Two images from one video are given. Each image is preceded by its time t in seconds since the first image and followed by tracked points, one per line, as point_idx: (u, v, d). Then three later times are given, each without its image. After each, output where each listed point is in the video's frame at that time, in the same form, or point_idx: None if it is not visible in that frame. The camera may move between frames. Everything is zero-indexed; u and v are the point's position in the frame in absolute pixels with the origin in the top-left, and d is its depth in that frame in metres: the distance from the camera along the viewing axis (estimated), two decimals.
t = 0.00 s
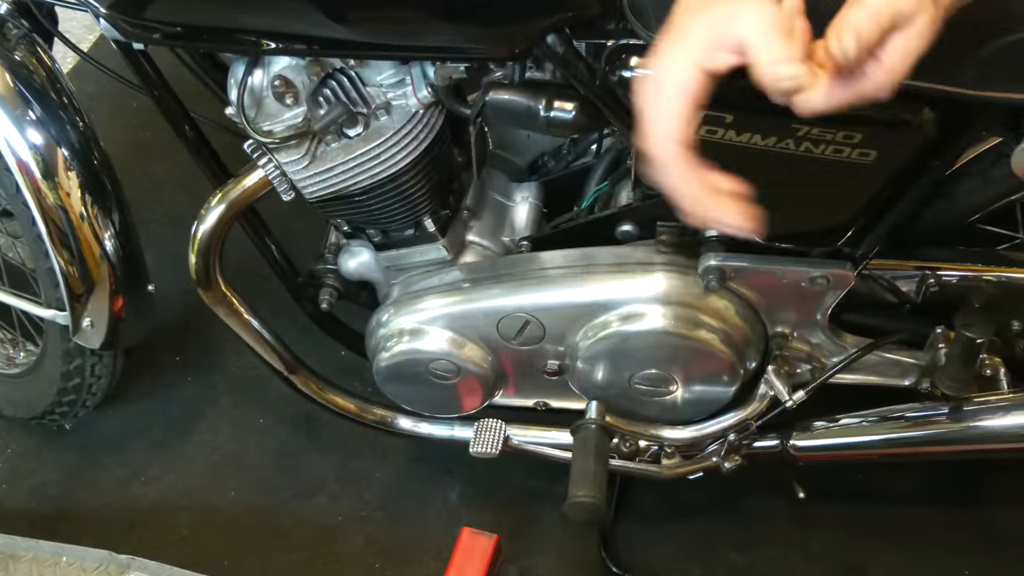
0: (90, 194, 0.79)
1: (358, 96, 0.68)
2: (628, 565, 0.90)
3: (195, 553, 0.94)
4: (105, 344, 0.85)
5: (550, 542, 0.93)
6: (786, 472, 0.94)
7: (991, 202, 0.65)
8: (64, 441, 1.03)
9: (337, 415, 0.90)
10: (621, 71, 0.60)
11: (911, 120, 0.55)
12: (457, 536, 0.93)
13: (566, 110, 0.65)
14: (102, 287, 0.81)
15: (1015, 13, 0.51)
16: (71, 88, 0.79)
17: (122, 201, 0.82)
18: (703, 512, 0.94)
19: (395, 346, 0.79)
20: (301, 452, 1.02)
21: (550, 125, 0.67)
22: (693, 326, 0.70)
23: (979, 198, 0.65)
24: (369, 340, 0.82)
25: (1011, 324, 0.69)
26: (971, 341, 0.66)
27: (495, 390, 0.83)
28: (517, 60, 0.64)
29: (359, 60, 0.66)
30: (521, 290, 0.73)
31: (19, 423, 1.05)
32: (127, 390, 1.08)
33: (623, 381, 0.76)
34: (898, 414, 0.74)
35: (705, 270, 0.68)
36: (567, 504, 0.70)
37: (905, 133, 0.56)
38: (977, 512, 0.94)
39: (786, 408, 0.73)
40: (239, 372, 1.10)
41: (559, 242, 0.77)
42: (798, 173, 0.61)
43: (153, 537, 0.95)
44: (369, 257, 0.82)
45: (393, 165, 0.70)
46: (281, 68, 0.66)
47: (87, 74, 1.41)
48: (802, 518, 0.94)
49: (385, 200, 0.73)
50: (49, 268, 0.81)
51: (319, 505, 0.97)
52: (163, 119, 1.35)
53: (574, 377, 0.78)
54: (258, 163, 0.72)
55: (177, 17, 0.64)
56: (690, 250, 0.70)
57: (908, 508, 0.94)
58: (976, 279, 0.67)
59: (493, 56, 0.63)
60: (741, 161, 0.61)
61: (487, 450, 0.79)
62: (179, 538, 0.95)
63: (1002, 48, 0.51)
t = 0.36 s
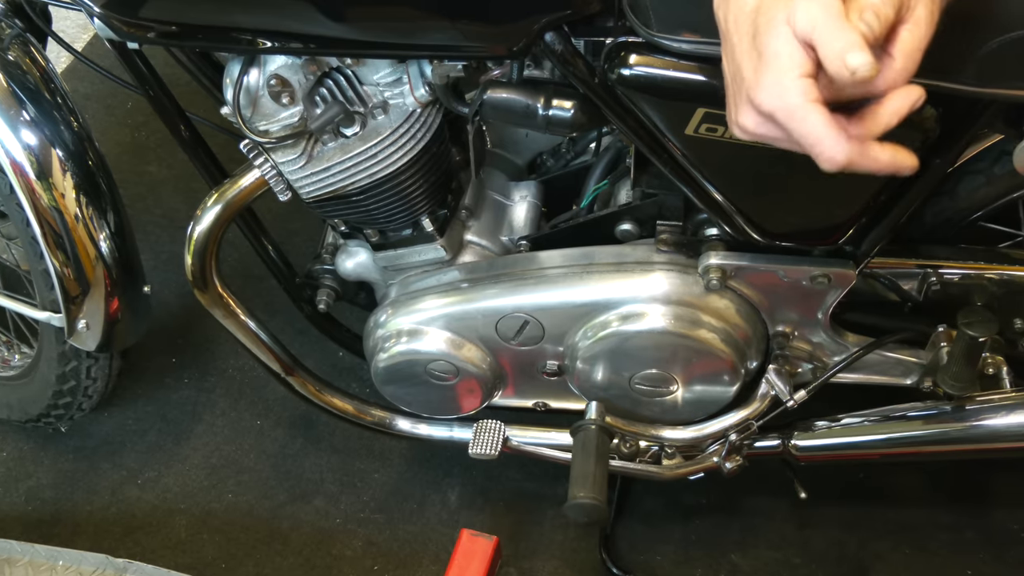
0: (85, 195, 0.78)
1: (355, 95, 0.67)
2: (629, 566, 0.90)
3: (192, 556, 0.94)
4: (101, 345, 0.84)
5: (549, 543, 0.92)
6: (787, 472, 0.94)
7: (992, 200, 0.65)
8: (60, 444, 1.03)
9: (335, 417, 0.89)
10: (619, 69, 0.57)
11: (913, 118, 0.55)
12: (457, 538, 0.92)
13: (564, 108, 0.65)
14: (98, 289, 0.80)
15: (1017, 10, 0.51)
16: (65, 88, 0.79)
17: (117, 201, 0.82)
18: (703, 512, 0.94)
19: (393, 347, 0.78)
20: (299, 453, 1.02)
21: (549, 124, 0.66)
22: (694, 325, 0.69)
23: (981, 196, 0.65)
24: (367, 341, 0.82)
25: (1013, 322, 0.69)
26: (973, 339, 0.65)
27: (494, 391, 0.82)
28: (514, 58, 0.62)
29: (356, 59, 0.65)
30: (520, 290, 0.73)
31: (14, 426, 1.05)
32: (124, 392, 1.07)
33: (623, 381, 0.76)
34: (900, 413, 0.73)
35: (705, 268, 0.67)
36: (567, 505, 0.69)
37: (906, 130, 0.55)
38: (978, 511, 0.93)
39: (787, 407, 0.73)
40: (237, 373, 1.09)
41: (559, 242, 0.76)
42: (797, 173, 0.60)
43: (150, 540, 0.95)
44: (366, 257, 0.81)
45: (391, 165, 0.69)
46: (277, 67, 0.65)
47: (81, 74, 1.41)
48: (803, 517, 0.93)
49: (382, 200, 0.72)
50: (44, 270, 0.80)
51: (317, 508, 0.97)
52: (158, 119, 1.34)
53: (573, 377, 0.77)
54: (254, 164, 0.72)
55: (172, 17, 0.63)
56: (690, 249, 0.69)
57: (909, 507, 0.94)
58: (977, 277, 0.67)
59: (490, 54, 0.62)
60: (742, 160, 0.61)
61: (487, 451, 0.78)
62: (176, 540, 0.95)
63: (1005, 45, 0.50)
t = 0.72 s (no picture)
0: (79, 191, 0.77)
1: (350, 90, 0.66)
2: (627, 564, 0.89)
3: (187, 554, 0.93)
4: (95, 342, 0.84)
5: (547, 542, 0.92)
6: (786, 471, 0.94)
7: (992, 197, 0.64)
8: (55, 441, 1.02)
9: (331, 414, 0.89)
10: (616, 64, 0.57)
11: (912, 113, 0.54)
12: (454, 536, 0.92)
13: (560, 103, 0.65)
14: (91, 285, 0.80)
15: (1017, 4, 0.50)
16: (58, 83, 0.78)
17: (110, 197, 0.81)
18: (701, 511, 0.93)
19: (389, 344, 0.78)
20: (296, 452, 1.01)
21: (545, 120, 0.66)
22: (691, 322, 0.69)
23: (980, 192, 0.64)
24: (363, 338, 0.81)
25: (1013, 319, 0.68)
26: (973, 337, 0.64)
27: (491, 389, 0.82)
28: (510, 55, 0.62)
29: (350, 54, 0.65)
30: (516, 287, 0.72)
31: (9, 424, 1.04)
32: (119, 390, 1.07)
33: (620, 379, 0.75)
34: (899, 411, 0.73)
35: (702, 265, 0.66)
36: (564, 504, 0.69)
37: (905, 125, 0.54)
38: (977, 509, 0.93)
39: (786, 405, 0.72)
40: (233, 371, 1.09)
41: (556, 239, 0.76)
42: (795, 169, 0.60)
43: (146, 539, 0.94)
44: (362, 254, 0.81)
45: (386, 161, 0.69)
46: (272, 63, 0.65)
47: (77, 70, 1.40)
48: (802, 515, 0.93)
49: (378, 196, 0.71)
50: (37, 267, 0.80)
51: (313, 506, 0.96)
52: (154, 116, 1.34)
53: (569, 374, 0.77)
54: (248, 159, 0.71)
55: (165, 12, 0.63)
56: (688, 245, 0.69)
57: (908, 505, 0.93)
58: (977, 274, 0.66)
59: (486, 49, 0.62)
60: (738, 156, 0.60)
61: (484, 449, 0.77)
62: (172, 538, 0.94)
63: (1004, 39, 0.50)
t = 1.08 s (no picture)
0: (79, 196, 0.78)
1: (348, 92, 0.66)
2: (628, 564, 0.89)
3: (189, 558, 0.93)
4: (96, 346, 0.84)
5: (548, 542, 0.92)
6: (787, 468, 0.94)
7: (988, 192, 0.65)
8: (56, 446, 1.02)
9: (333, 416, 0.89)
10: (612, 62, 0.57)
11: (907, 109, 0.55)
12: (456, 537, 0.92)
13: (558, 103, 0.65)
14: (92, 289, 0.80)
15: None
16: (59, 88, 0.78)
17: (111, 201, 0.82)
18: (703, 510, 0.93)
19: (389, 346, 0.78)
20: (297, 455, 1.01)
21: (543, 119, 0.66)
22: (690, 320, 0.69)
23: (977, 187, 0.64)
24: (363, 339, 0.81)
25: (1011, 314, 0.69)
26: (970, 331, 0.65)
27: (491, 389, 0.82)
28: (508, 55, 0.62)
29: (349, 56, 0.65)
30: (516, 287, 0.73)
31: (10, 430, 1.04)
32: (120, 395, 1.07)
33: (620, 378, 0.76)
34: (899, 406, 0.73)
35: (701, 262, 0.67)
36: (564, 501, 0.69)
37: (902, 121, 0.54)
38: (978, 505, 0.93)
39: (786, 402, 0.73)
40: (233, 375, 1.09)
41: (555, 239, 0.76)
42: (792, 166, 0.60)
43: (147, 543, 0.94)
44: (362, 255, 0.81)
45: (385, 162, 0.69)
46: (271, 65, 0.65)
47: (76, 75, 1.41)
48: (803, 513, 0.93)
49: (377, 197, 0.72)
50: (38, 271, 0.80)
51: (314, 509, 0.97)
52: (155, 120, 1.34)
53: (569, 374, 0.77)
54: (248, 162, 0.71)
55: (164, 15, 0.63)
56: (685, 243, 0.69)
57: (909, 502, 0.93)
58: (974, 269, 0.66)
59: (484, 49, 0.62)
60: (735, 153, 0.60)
61: (485, 449, 0.77)
62: (173, 543, 0.94)
63: (997, 35, 0.50)
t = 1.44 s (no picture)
0: (84, 204, 0.78)
1: (354, 99, 0.67)
2: (631, 568, 0.90)
3: (190, 566, 0.93)
4: (100, 354, 0.84)
5: (551, 547, 0.92)
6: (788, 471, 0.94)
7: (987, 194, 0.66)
8: (57, 456, 1.02)
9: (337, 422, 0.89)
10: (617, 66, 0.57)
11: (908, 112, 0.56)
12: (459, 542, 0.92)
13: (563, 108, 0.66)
14: (97, 297, 0.80)
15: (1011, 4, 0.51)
16: (62, 95, 0.79)
17: (114, 209, 0.82)
18: (704, 513, 0.93)
19: (394, 351, 0.78)
20: (298, 462, 1.01)
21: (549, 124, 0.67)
22: (694, 322, 0.70)
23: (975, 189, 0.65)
24: (368, 345, 0.82)
25: (1010, 315, 0.70)
26: (970, 330, 0.66)
27: (494, 394, 0.82)
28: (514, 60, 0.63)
29: (355, 62, 0.66)
30: (520, 291, 0.73)
31: (10, 440, 1.04)
32: (120, 404, 1.07)
33: (624, 381, 0.76)
34: (899, 407, 0.74)
35: (705, 265, 0.67)
36: (571, 503, 0.69)
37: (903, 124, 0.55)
38: (978, 506, 0.94)
39: (789, 404, 0.73)
40: (233, 384, 1.09)
41: (558, 243, 0.77)
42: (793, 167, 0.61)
43: (149, 552, 0.94)
44: (366, 261, 0.81)
45: (391, 167, 0.70)
46: (278, 71, 0.66)
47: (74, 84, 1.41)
48: (804, 516, 0.93)
49: (382, 203, 0.72)
50: (43, 279, 0.80)
51: (316, 516, 0.96)
52: (160, 129, 1.35)
53: (574, 377, 0.78)
54: (255, 168, 0.71)
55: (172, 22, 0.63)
56: (687, 246, 0.70)
57: (910, 504, 0.94)
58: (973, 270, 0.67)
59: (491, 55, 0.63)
60: (738, 155, 0.61)
61: (492, 452, 0.78)
62: (174, 552, 0.94)
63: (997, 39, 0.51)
